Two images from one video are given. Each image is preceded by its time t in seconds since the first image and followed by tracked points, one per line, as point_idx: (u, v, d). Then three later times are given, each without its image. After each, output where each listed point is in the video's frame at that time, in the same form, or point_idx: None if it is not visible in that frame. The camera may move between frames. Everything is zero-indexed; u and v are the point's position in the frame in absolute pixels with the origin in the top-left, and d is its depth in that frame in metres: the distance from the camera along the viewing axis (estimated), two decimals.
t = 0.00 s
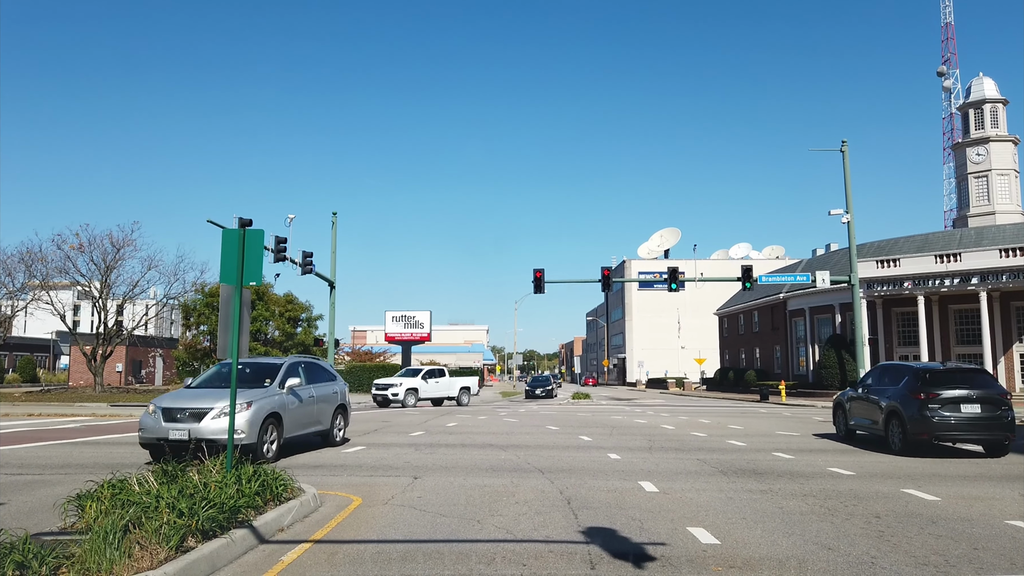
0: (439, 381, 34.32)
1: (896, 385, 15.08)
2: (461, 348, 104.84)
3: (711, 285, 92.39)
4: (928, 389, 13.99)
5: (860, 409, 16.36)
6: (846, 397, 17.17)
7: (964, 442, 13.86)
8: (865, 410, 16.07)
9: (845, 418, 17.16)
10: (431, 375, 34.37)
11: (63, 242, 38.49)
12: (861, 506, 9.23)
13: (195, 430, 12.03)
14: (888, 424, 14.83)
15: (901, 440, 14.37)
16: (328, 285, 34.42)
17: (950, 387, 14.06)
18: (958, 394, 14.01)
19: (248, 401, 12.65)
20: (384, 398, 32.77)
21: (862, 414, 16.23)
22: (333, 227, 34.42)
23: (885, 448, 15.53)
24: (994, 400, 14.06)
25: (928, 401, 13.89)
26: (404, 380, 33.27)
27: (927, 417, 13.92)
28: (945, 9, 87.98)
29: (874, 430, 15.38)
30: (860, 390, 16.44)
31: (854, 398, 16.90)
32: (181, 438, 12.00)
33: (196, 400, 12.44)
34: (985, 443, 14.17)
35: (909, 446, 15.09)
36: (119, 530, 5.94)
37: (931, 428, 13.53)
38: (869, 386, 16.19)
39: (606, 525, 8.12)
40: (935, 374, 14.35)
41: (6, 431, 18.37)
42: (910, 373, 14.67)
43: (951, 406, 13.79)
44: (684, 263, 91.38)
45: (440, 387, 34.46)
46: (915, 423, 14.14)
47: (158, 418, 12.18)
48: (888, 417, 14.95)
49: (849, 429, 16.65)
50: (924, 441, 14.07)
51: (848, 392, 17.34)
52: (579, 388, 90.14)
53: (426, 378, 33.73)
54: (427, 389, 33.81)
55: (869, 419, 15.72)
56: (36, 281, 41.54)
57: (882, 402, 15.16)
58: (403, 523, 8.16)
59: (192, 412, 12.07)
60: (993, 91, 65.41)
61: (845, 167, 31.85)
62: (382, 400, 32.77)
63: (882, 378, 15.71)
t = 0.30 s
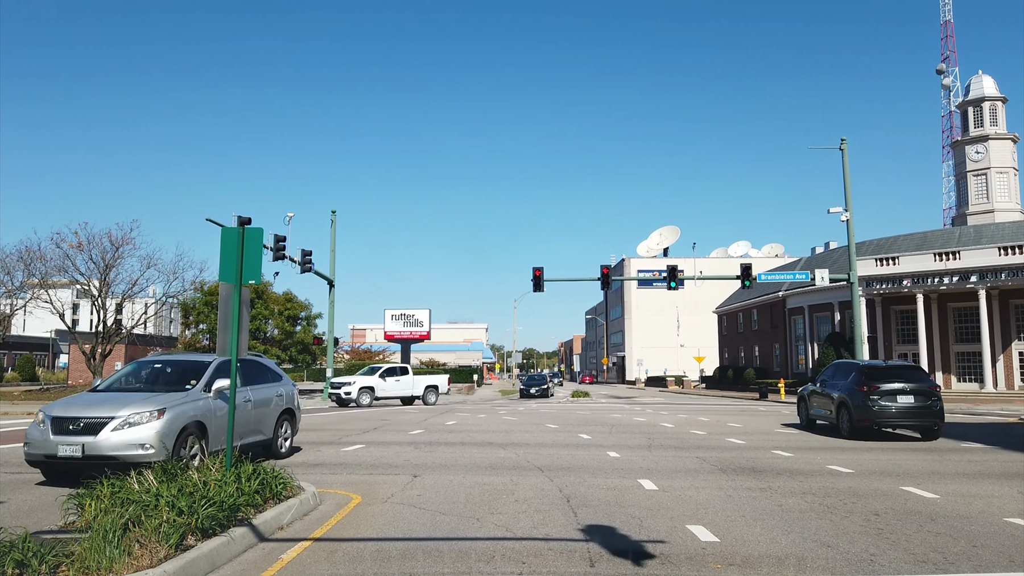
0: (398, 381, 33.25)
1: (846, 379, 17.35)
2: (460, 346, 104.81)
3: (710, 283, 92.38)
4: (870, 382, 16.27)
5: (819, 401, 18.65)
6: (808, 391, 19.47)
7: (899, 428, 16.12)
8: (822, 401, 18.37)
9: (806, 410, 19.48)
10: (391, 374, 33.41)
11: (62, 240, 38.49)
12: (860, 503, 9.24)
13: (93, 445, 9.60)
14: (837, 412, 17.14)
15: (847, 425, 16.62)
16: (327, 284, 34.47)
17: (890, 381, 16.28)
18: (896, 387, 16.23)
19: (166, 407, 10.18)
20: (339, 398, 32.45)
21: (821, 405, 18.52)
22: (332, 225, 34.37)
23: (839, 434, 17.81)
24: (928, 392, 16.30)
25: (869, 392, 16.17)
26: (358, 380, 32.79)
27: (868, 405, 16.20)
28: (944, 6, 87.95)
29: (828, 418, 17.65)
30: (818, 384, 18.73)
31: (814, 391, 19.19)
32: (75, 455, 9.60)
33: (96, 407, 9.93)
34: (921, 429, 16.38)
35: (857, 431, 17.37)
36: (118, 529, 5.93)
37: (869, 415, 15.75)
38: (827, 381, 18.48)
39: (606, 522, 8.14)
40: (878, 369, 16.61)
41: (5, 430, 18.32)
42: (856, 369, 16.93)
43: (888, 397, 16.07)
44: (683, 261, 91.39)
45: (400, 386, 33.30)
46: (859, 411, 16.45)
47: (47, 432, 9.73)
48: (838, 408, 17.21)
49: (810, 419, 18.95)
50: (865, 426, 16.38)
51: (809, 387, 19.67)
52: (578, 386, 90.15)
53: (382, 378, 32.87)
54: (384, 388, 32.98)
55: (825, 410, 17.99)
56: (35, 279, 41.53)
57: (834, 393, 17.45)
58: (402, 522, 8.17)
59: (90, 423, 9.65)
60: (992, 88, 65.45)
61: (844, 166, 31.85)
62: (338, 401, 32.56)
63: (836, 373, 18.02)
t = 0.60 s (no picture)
0: (351, 378, 32.15)
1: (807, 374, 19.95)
2: (460, 344, 104.81)
3: (710, 280, 92.41)
4: (826, 378, 18.90)
5: (785, 395, 21.26)
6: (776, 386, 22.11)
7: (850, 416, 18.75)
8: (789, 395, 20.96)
9: (775, 403, 22.10)
10: (343, 372, 32.11)
11: (61, 238, 38.46)
12: (860, 501, 9.25)
13: None
14: (798, 403, 19.79)
15: (807, 414, 19.24)
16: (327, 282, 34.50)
17: (844, 375, 18.89)
18: (848, 381, 18.81)
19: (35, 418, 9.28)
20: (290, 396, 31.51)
21: (788, 398, 21.15)
22: (331, 223, 34.37)
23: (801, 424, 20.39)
24: (876, 386, 18.92)
25: (824, 385, 18.83)
26: (307, 377, 31.66)
27: (824, 396, 18.83)
28: (944, 4, 87.84)
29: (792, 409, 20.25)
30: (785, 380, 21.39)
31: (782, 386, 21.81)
32: None
33: None
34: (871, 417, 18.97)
35: (817, 420, 19.97)
36: (117, 527, 5.93)
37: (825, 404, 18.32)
38: (793, 378, 21.11)
39: (605, 520, 8.14)
40: (834, 365, 19.25)
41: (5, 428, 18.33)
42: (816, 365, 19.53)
43: (840, 389, 18.70)
44: (683, 259, 91.39)
45: (355, 385, 32.12)
46: (816, 402, 19.10)
47: None
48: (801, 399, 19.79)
49: (778, 411, 21.57)
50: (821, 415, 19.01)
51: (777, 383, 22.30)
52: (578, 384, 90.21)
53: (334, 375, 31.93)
54: (336, 386, 32.03)
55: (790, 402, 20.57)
56: (35, 277, 41.52)
57: (797, 387, 20.06)
58: (402, 519, 8.17)
59: None
60: (991, 86, 65.48)
61: (844, 163, 31.82)
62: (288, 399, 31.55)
63: (800, 370, 20.65)
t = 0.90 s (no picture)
0: (297, 376, 31.27)
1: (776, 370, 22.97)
2: (459, 342, 104.89)
3: (709, 278, 92.48)
4: (789, 374, 21.96)
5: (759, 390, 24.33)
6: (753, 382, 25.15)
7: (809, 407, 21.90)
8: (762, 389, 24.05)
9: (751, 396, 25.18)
10: (291, 372, 31.14)
11: (59, 236, 38.42)
12: (859, 499, 9.27)
13: None
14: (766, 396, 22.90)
15: (774, 405, 22.31)
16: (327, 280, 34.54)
17: (805, 372, 21.94)
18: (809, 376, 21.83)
19: None
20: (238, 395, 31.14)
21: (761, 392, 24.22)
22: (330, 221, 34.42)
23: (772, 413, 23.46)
24: (832, 381, 21.98)
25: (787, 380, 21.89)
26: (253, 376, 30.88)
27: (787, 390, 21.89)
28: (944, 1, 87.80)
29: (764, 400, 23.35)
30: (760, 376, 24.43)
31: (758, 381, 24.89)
32: None
33: None
34: (829, 408, 22.03)
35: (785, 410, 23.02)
36: (117, 525, 5.94)
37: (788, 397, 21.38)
38: (764, 375, 24.20)
39: (604, 518, 8.15)
40: (797, 364, 22.29)
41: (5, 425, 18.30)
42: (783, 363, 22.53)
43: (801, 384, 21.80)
44: (682, 257, 91.44)
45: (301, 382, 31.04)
46: (780, 395, 22.22)
47: None
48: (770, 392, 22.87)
49: (751, 403, 24.66)
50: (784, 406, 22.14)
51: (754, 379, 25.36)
52: (577, 382, 90.30)
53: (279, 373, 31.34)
54: (282, 386, 31.29)
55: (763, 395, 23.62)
56: (34, 275, 41.51)
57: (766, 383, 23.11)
58: (401, 518, 8.16)
59: None
60: (990, 84, 65.51)
61: (843, 161, 31.83)
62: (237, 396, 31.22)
63: (769, 368, 23.73)
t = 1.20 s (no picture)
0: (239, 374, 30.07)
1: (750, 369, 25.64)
2: (458, 340, 104.91)
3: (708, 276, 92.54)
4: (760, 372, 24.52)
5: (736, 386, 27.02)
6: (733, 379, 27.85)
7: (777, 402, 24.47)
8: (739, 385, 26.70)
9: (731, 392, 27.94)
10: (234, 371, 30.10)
11: (59, 234, 38.40)
12: (857, 496, 9.29)
13: None
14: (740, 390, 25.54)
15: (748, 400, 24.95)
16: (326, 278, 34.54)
17: (775, 369, 24.43)
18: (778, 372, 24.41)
19: None
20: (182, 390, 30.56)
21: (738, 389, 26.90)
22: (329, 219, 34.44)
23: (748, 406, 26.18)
24: (799, 376, 24.48)
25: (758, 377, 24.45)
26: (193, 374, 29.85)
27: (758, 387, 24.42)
28: None
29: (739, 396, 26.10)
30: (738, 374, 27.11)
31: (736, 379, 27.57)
32: None
33: None
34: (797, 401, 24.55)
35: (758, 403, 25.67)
36: (117, 522, 5.95)
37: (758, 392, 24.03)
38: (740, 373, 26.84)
39: (603, 516, 8.16)
40: (767, 362, 24.80)
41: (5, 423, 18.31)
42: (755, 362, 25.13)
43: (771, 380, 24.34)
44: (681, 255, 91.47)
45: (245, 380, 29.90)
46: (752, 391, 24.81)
47: None
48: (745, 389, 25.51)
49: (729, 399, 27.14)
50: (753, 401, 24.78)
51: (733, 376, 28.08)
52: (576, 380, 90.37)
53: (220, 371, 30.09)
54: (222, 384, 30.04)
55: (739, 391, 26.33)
56: (33, 273, 41.48)
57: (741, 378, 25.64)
58: (401, 515, 8.16)
59: None
60: (989, 82, 65.50)
61: (842, 160, 31.83)
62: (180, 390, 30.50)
63: (744, 366, 26.26)
